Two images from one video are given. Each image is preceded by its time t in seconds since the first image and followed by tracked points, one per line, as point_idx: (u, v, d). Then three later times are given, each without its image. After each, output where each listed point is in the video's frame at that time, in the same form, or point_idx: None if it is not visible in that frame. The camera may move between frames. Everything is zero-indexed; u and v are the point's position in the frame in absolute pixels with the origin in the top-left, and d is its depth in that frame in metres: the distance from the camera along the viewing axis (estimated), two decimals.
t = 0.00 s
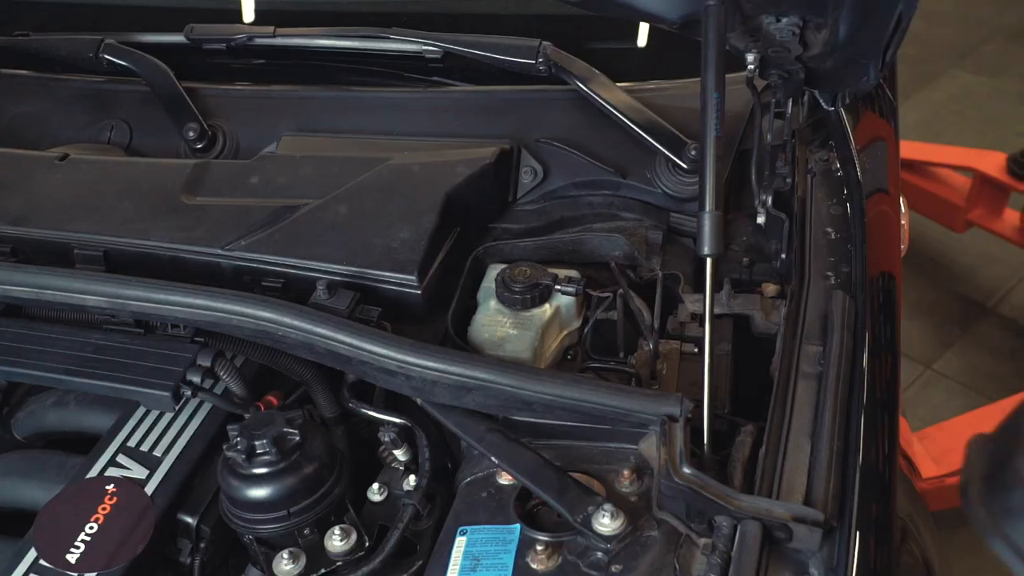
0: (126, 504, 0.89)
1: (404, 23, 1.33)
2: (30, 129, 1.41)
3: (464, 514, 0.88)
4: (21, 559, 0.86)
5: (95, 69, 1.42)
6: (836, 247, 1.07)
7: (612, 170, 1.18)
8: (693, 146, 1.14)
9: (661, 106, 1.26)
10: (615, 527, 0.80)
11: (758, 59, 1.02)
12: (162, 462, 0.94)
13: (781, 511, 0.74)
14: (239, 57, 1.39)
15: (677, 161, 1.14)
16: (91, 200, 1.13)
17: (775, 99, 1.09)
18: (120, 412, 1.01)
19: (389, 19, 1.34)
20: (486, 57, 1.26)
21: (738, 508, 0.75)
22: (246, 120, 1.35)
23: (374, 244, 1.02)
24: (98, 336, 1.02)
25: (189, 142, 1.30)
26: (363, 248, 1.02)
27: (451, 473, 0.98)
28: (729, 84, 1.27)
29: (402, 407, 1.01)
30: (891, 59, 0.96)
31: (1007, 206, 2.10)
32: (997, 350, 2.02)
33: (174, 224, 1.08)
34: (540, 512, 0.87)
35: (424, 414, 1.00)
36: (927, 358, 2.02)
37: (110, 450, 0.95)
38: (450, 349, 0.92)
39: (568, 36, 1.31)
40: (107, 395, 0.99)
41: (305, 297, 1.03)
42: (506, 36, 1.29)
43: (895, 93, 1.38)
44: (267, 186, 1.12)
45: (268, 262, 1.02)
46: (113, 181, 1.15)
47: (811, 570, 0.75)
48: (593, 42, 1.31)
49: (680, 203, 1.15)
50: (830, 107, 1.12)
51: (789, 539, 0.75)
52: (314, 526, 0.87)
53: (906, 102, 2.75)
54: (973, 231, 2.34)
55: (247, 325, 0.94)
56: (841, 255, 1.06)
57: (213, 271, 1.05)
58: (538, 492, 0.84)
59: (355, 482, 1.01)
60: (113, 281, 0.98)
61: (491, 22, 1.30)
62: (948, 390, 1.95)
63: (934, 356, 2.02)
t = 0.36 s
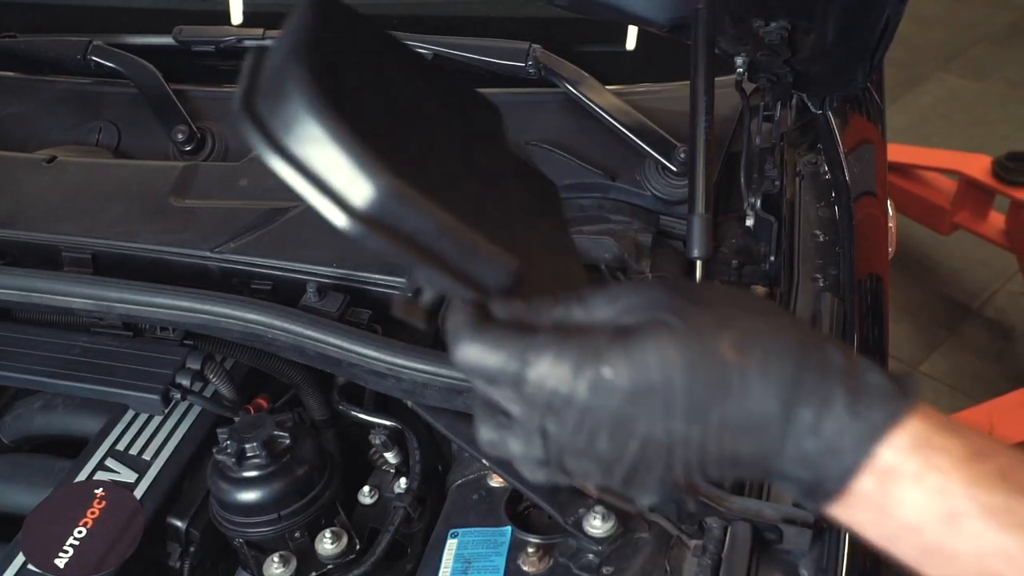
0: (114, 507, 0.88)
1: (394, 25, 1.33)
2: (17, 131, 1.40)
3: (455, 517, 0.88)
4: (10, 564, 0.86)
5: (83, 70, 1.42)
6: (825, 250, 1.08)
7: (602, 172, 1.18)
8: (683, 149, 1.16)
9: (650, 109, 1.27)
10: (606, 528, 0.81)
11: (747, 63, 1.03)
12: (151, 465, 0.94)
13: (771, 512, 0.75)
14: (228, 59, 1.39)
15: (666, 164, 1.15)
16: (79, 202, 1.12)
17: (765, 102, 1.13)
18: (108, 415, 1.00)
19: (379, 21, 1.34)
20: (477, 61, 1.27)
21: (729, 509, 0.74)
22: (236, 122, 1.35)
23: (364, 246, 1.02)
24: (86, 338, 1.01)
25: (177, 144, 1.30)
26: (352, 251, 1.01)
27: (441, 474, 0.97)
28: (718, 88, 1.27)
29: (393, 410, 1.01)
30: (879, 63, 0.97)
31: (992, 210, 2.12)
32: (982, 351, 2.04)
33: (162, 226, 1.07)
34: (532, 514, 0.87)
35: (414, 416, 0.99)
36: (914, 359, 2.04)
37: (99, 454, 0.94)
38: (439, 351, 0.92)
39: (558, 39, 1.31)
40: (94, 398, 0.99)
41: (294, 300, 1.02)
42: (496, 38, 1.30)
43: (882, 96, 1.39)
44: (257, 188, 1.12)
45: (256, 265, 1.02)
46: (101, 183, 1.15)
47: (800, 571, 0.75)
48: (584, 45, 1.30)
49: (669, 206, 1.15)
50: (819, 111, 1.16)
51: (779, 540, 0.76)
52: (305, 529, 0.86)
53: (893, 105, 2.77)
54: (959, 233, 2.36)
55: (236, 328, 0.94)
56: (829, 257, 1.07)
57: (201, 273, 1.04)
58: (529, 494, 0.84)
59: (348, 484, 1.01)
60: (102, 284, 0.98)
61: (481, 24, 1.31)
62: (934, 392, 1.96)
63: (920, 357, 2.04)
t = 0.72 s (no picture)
0: (108, 517, 0.88)
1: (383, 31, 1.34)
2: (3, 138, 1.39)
3: (452, 522, 0.88)
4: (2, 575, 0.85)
5: (70, 77, 1.41)
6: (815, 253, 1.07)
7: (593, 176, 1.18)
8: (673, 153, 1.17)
9: (640, 113, 1.27)
10: (603, 531, 0.80)
11: (737, 68, 1.03)
12: (144, 474, 0.93)
13: (766, 514, 0.76)
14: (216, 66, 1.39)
15: (656, 168, 1.16)
16: (69, 210, 1.11)
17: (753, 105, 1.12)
18: (100, 424, 1.00)
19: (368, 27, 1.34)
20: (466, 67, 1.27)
21: (725, 510, 0.76)
22: (225, 129, 1.35)
23: (357, 252, 1.02)
24: (77, 347, 1.01)
25: (167, 151, 1.29)
26: (345, 257, 1.01)
27: (436, 481, 0.98)
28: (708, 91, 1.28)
29: (387, 415, 1.00)
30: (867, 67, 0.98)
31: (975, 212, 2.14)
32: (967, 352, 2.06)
33: (154, 233, 1.07)
34: (527, 518, 0.87)
35: (408, 422, 0.99)
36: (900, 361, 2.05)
37: (91, 463, 0.94)
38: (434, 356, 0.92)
39: (547, 45, 1.32)
40: (87, 407, 0.98)
41: (288, 305, 1.02)
42: (486, 44, 1.30)
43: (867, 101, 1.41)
44: (247, 194, 1.12)
45: (249, 272, 1.01)
46: (91, 190, 1.14)
47: (797, 571, 0.76)
48: (572, 50, 1.32)
49: (659, 210, 1.16)
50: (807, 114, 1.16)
51: (774, 541, 0.76)
52: (300, 536, 0.86)
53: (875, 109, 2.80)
54: (942, 236, 2.38)
55: (230, 334, 0.93)
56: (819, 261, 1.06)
57: (193, 281, 1.04)
58: (525, 498, 0.84)
59: (342, 491, 1.01)
60: (93, 292, 0.97)
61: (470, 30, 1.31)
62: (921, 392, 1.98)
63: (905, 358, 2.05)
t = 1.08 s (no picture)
0: (102, 530, 0.86)
1: (372, 38, 1.34)
2: None
3: (448, 529, 0.87)
4: None
5: (57, 86, 1.40)
6: (805, 256, 1.09)
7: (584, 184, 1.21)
8: (663, 158, 1.17)
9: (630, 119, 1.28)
10: (600, 536, 0.80)
11: (727, 73, 1.04)
12: (137, 485, 0.92)
13: (762, 517, 0.76)
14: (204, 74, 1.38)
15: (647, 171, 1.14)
16: (59, 220, 1.11)
17: (742, 111, 1.12)
18: (91, 435, 0.99)
19: (358, 35, 1.34)
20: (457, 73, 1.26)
21: (721, 515, 0.76)
22: (214, 137, 1.35)
23: (350, 260, 1.02)
24: (69, 358, 1.00)
25: (156, 160, 1.28)
26: (338, 265, 1.01)
27: (431, 488, 0.97)
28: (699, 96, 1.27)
29: (381, 423, 1.00)
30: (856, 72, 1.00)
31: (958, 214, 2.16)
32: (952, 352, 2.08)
33: (145, 243, 1.06)
34: (523, 525, 0.87)
35: (402, 429, 0.99)
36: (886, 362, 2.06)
37: (83, 475, 0.93)
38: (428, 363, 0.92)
39: (536, 51, 1.32)
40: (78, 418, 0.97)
41: (282, 313, 1.02)
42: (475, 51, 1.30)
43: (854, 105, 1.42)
44: (238, 203, 1.11)
45: (241, 281, 1.01)
46: (80, 200, 1.13)
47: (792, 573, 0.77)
48: (561, 57, 1.33)
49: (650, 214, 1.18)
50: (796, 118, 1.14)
51: (770, 544, 0.76)
52: (296, 545, 0.86)
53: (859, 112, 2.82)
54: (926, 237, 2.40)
55: (223, 344, 0.93)
56: (809, 264, 1.08)
57: (185, 290, 1.04)
58: (522, 505, 0.84)
59: (337, 500, 1.01)
60: (84, 302, 0.96)
61: (459, 37, 1.32)
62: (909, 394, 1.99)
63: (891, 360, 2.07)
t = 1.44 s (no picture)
0: (94, 534, 0.86)
1: (359, 38, 1.34)
2: None
3: (443, 528, 0.87)
4: None
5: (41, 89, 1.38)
6: (794, 251, 1.11)
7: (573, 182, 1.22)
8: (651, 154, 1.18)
9: (618, 117, 1.28)
10: (595, 533, 0.81)
11: (715, 70, 1.04)
12: (129, 488, 0.91)
13: (757, 511, 0.76)
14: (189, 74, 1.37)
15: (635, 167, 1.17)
16: (46, 223, 1.10)
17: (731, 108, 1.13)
18: (82, 439, 0.98)
19: (344, 34, 1.34)
20: (443, 71, 1.25)
21: (716, 509, 0.76)
22: (202, 138, 1.34)
23: (340, 259, 1.01)
24: (58, 361, 0.99)
25: (143, 162, 1.27)
26: (328, 265, 1.01)
27: (425, 487, 0.97)
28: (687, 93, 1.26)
29: (374, 423, 1.00)
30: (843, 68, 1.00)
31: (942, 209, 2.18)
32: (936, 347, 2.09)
33: (133, 245, 1.06)
34: (519, 523, 0.87)
35: (394, 428, 0.99)
36: (872, 357, 2.08)
37: (74, 479, 0.92)
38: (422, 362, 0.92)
39: (523, 50, 1.32)
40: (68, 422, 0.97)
41: (273, 314, 1.01)
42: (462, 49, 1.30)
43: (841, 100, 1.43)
44: (226, 204, 1.11)
45: (231, 282, 1.00)
46: (67, 202, 1.13)
47: (787, 567, 0.77)
48: (549, 55, 1.33)
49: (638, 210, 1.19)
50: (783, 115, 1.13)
51: (765, 538, 0.77)
52: (290, 546, 0.86)
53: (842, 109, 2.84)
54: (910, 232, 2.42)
55: (215, 345, 0.93)
56: (799, 259, 1.10)
57: (174, 292, 1.03)
58: (517, 502, 0.84)
59: (331, 501, 1.00)
60: (73, 305, 0.96)
61: (446, 35, 1.32)
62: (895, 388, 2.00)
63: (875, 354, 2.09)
